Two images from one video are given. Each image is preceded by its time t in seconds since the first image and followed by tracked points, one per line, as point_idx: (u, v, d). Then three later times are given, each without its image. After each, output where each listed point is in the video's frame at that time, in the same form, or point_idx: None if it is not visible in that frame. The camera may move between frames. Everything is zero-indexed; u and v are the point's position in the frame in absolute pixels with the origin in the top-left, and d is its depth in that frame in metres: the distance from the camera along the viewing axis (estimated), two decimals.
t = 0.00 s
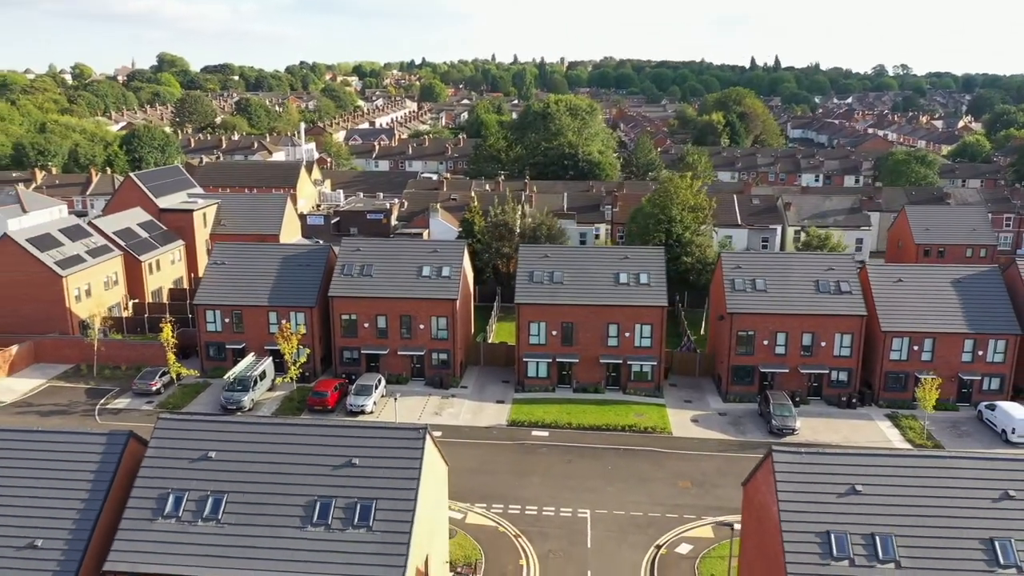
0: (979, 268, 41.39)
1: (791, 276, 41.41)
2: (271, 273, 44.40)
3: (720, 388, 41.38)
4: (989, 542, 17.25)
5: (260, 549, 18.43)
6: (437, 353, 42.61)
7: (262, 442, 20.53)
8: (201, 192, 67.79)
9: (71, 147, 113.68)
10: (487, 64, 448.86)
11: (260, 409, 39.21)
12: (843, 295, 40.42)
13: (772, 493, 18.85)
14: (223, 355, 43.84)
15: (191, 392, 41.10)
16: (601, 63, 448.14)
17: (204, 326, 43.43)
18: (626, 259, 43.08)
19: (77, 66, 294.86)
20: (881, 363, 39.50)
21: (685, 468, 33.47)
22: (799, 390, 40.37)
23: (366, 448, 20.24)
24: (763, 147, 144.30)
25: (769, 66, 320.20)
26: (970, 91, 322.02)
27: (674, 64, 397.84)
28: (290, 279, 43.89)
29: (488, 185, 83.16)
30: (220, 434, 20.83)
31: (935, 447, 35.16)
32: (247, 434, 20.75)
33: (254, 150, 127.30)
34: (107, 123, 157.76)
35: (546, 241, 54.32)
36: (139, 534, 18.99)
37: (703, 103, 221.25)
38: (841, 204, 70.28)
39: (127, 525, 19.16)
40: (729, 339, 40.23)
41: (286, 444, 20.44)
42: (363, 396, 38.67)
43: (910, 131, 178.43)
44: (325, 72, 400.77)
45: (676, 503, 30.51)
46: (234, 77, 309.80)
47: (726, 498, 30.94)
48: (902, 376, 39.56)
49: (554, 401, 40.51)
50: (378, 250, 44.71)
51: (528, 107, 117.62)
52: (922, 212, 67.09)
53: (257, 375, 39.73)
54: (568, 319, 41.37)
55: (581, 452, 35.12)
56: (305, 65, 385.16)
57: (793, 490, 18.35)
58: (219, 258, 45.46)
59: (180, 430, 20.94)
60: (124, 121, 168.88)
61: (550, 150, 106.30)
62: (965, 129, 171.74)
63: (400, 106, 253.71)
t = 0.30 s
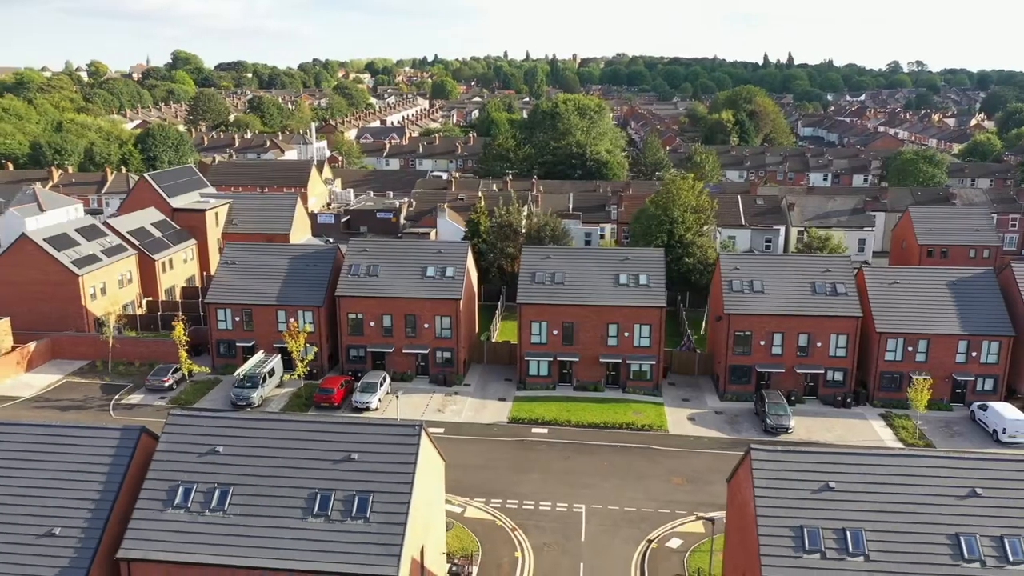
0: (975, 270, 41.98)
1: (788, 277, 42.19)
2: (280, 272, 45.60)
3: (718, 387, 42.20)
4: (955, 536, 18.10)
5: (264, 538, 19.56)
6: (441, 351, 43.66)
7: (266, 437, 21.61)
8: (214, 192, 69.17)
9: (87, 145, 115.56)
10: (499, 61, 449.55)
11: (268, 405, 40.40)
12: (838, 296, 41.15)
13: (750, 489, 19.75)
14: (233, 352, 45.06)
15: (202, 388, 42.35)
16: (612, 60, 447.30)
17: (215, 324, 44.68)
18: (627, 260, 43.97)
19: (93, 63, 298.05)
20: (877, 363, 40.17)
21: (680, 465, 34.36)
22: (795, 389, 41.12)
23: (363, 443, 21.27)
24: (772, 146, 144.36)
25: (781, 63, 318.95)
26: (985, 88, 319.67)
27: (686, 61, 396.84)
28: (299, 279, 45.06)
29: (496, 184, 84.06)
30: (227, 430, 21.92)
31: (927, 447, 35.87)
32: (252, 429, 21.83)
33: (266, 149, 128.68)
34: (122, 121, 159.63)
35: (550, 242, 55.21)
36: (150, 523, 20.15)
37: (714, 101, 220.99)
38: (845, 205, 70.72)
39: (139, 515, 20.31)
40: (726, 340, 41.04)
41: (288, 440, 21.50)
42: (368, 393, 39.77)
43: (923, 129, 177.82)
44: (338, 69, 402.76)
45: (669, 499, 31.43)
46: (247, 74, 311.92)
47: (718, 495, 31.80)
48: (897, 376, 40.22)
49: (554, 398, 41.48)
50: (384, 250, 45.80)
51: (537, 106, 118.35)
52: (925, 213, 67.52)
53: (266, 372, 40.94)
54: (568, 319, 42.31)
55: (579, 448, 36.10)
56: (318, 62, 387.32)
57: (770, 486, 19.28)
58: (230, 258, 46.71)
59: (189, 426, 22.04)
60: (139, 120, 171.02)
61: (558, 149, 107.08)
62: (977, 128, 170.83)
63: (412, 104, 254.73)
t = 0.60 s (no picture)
0: (970, 272, 42.59)
1: (785, 279, 42.95)
2: (289, 272, 46.78)
3: (716, 386, 43.00)
4: (923, 531, 18.96)
5: (268, 529, 20.68)
6: (444, 350, 44.69)
7: (270, 433, 22.68)
8: (225, 192, 70.52)
9: (102, 145, 117.36)
10: (510, 58, 450.01)
11: (276, 401, 41.57)
12: (834, 298, 41.89)
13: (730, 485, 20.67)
14: (242, 350, 46.29)
15: (213, 384, 43.61)
16: (624, 57, 446.83)
17: (225, 323, 45.90)
18: (627, 261, 44.83)
19: (109, 62, 301.25)
20: (872, 363, 40.88)
21: (675, 462, 35.26)
22: (792, 388, 41.88)
23: (362, 439, 22.30)
24: (781, 145, 144.50)
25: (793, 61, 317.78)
26: (1000, 85, 317.26)
27: (698, 58, 395.87)
28: (307, 279, 46.23)
29: (503, 184, 85.06)
30: (233, 426, 23.00)
31: (918, 446, 36.61)
32: (257, 425, 22.90)
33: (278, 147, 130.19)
34: (137, 120, 161.60)
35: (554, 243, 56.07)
36: (160, 514, 21.31)
37: (725, 99, 220.81)
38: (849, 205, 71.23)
39: (150, 506, 21.46)
40: (724, 340, 41.86)
41: (290, 436, 22.56)
42: (373, 390, 40.88)
43: (934, 127, 177.21)
44: (350, 67, 404.46)
45: (662, 495, 32.37)
46: (260, 72, 313.93)
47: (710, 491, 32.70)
48: (892, 376, 40.90)
49: (555, 397, 42.43)
50: (390, 251, 46.88)
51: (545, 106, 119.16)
52: (928, 214, 67.97)
53: (274, 370, 42.13)
54: (569, 319, 43.23)
55: (577, 445, 37.08)
56: (330, 60, 389.38)
57: (748, 482, 20.21)
58: (240, 258, 47.92)
59: (196, 422, 23.13)
60: (154, 118, 173.15)
61: (566, 149, 107.88)
62: (989, 126, 169.97)
63: (423, 101, 255.81)
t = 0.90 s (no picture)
0: (964, 274, 43.24)
1: (782, 280, 43.73)
2: (297, 272, 47.95)
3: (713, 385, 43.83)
4: (895, 527, 19.82)
5: (271, 520, 21.78)
6: (448, 348, 45.73)
7: (274, 429, 23.77)
8: (236, 192, 71.82)
9: (116, 144, 118.96)
10: (521, 56, 450.25)
11: (284, 398, 42.74)
12: (830, 299, 42.63)
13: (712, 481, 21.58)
14: (251, 348, 47.52)
15: (222, 381, 44.86)
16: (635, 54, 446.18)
17: (234, 321, 47.11)
18: (627, 262, 45.71)
19: (123, 60, 303.98)
20: (867, 364, 41.60)
21: (670, 459, 36.16)
22: (788, 388, 42.66)
23: (362, 436, 23.35)
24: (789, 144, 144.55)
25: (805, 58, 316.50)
26: (1015, 83, 314.91)
27: (710, 56, 394.84)
28: (314, 279, 47.38)
29: (510, 184, 86.00)
30: (239, 422, 24.09)
31: (910, 445, 37.32)
32: (261, 422, 23.99)
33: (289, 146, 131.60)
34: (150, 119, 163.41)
35: (557, 243, 57.00)
36: (169, 505, 22.44)
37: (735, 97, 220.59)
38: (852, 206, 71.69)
39: (160, 497, 22.61)
40: (721, 340, 42.66)
41: (293, 432, 23.64)
42: (377, 388, 41.97)
43: (945, 125, 176.53)
44: (362, 65, 405.99)
45: (656, 491, 33.28)
46: (273, 70, 315.77)
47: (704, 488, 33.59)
48: (886, 376, 41.63)
49: (555, 395, 43.42)
50: (395, 251, 47.96)
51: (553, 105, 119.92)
52: (931, 215, 68.38)
53: (282, 367, 43.32)
54: (569, 318, 44.17)
55: (575, 442, 38.04)
56: (342, 57, 391.21)
57: (729, 478, 21.12)
58: (249, 258, 49.12)
59: (204, 418, 24.25)
60: (168, 116, 175.07)
61: (574, 149, 108.61)
62: (1001, 125, 169.15)
63: (434, 99, 256.76)
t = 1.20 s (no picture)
0: (959, 277, 43.87)
1: (778, 281, 44.50)
2: (304, 272, 49.11)
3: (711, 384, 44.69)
4: (868, 523, 20.70)
5: (274, 511, 22.89)
6: (451, 347, 46.80)
7: (277, 425, 24.85)
8: (247, 191, 73.12)
9: (130, 143, 120.63)
10: (533, 54, 450.44)
11: (291, 395, 43.94)
12: (825, 301, 43.36)
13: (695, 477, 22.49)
14: (260, 345, 48.76)
15: (232, 378, 46.12)
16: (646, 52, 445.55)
17: (244, 319, 48.32)
18: (626, 264, 46.57)
19: (138, 57, 306.72)
20: (861, 364, 42.31)
21: (665, 457, 37.07)
22: (783, 388, 43.46)
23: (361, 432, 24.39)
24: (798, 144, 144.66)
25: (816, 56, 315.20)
26: None
27: (721, 53, 393.79)
28: (320, 278, 48.52)
29: (516, 184, 86.99)
30: (244, 418, 25.18)
31: (901, 444, 38.07)
32: (265, 417, 25.06)
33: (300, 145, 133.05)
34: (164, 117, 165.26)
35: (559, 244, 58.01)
36: (178, 496, 23.60)
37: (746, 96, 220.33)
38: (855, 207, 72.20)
39: (169, 489, 23.77)
40: (718, 340, 43.46)
41: (296, 428, 24.73)
42: (382, 385, 43.08)
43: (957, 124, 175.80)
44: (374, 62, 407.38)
45: (650, 488, 34.21)
46: (285, 67, 317.72)
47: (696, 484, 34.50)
48: (881, 377, 42.35)
49: (555, 393, 44.39)
50: (400, 251, 49.04)
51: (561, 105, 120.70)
52: (933, 216, 68.83)
53: (290, 364, 44.51)
54: (569, 318, 45.11)
55: (573, 439, 39.01)
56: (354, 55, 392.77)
57: (710, 475, 22.04)
58: (258, 257, 50.32)
59: (210, 414, 25.36)
60: (181, 114, 176.96)
61: (581, 148, 109.34)
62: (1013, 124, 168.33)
63: (445, 97, 257.66)
